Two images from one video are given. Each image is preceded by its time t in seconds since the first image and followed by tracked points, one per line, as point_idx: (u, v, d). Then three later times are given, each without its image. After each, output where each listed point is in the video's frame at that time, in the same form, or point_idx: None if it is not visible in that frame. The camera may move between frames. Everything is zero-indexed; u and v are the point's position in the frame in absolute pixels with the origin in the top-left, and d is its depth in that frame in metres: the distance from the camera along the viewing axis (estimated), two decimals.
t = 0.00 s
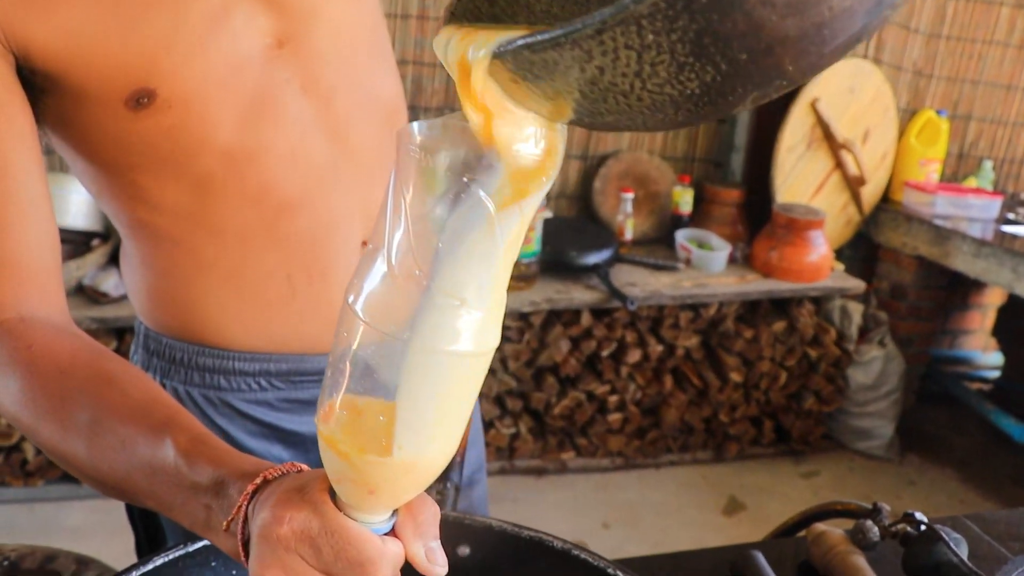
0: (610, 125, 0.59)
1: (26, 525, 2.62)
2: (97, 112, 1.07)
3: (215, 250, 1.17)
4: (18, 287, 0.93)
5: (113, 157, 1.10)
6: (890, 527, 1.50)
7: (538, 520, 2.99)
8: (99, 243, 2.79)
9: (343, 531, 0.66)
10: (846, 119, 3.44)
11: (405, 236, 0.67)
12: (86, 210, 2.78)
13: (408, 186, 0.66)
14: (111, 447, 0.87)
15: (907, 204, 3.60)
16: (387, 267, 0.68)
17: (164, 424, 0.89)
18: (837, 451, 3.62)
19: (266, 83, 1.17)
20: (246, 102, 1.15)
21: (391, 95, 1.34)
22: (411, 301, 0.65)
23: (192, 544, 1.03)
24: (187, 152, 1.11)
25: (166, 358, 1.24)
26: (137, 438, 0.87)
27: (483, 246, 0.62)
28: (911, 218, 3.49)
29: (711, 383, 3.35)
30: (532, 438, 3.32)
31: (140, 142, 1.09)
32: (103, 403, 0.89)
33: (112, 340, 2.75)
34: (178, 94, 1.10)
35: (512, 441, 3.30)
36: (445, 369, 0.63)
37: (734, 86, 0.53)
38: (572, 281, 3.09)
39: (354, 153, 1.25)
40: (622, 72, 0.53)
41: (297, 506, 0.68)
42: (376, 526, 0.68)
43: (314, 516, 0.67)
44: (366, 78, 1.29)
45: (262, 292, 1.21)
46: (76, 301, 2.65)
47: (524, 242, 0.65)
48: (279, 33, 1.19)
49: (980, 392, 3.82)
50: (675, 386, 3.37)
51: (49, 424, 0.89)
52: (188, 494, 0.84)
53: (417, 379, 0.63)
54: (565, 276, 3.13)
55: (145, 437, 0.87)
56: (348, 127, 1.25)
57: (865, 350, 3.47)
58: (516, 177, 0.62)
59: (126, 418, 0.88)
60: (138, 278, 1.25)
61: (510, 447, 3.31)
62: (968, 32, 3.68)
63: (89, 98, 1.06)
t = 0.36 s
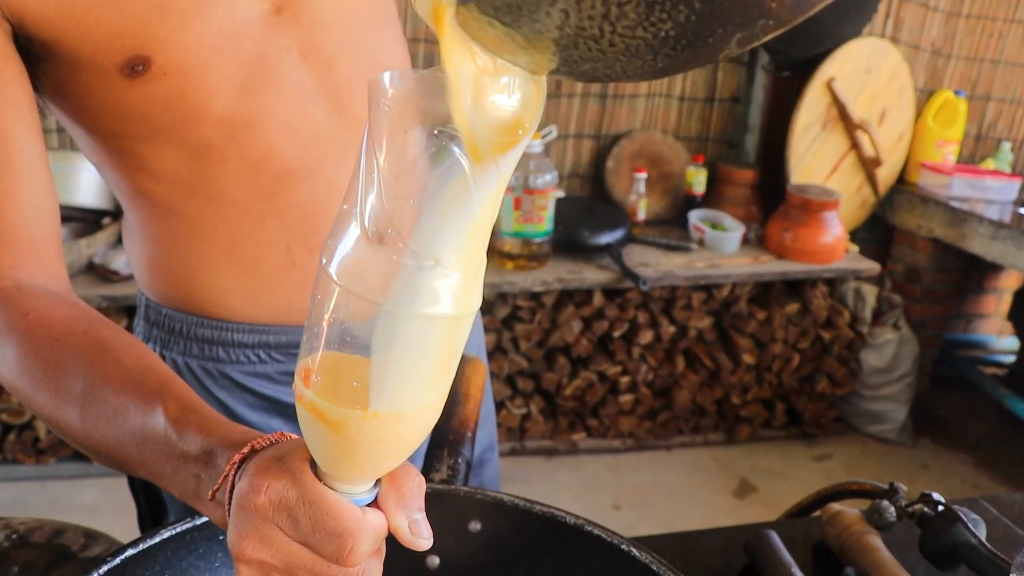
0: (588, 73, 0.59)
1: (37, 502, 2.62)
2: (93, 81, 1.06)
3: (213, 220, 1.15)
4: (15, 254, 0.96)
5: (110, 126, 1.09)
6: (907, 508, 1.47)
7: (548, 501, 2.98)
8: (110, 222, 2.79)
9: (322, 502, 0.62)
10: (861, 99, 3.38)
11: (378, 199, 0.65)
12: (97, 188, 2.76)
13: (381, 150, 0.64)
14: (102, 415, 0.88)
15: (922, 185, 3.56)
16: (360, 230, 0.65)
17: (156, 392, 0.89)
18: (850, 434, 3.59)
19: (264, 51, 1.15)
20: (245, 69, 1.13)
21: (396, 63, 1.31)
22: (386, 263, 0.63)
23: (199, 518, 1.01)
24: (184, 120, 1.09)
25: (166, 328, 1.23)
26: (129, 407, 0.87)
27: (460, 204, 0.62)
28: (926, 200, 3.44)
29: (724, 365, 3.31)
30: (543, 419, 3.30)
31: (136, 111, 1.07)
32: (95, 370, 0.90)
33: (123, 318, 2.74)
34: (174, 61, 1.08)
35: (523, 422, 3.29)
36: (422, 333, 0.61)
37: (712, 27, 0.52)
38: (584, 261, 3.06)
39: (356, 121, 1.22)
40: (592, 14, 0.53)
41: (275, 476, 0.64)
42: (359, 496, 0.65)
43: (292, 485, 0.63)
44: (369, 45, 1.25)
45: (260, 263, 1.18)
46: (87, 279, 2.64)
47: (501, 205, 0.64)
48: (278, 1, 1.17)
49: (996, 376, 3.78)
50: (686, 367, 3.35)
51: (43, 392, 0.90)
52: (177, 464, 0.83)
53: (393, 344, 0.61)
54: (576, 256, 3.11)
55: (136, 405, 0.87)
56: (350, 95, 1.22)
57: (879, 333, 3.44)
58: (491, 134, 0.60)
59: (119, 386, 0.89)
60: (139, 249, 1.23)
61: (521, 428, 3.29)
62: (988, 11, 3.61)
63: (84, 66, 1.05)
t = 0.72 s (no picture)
0: None
1: (63, 473, 2.62)
2: (109, 42, 1.02)
3: (234, 183, 1.11)
4: (39, 218, 0.95)
5: (127, 88, 1.05)
6: (945, 482, 1.43)
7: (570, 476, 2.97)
8: (135, 194, 2.77)
9: (343, 465, 0.60)
10: (891, 72, 3.29)
11: (394, 142, 0.63)
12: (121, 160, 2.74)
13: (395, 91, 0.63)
14: (125, 381, 0.86)
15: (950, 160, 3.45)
16: (376, 176, 0.62)
17: (178, 357, 0.86)
18: (875, 411, 3.55)
19: (283, 10, 1.10)
20: (263, 29, 1.09)
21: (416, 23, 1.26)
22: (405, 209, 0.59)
23: (226, 485, 0.99)
24: (203, 81, 1.05)
25: (186, 295, 1.20)
26: (151, 372, 0.86)
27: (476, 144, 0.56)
28: (956, 174, 3.35)
29: (749, 340, 3.26)
30: (567, 393, 3.28)
31: (155, 72, 1.03)
32: (116, 335, 0.88)
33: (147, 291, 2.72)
34: (191, 21, 1.04)
35: (546, 396, 3.26)
36: (442, 280, 0.56)
37: None
38: (609, 235, 3.02)
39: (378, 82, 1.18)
40: None
41: (296, 439, 0.62)
42: (382, 460, 0.63)
43: (313, 449, 0.61)
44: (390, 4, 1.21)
45: (279, 227, 1.15)
46: (112, 252, 2.62)
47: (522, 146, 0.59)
48: None
49: None
50: (711, 343, 3.30)
51: (64, 356, 0.89)
52: (200, 429, 0.81)
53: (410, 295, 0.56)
54: (600, 230, 3.07)
55: (158, 370, 0.85)
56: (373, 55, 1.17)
57: (905, 310, 3.39)
58: (511, 67, 0.58)
59: (141, 352, 0.87)
60: (160, 214, 1.19)
61: (544, 402, 3.27)
62: None
63: (99, 27, 1.00)
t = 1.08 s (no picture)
0: None
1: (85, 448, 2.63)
2: (132, 9, 0.99)
3: (258, 152, 1.09)
4: (63, 185, 0.94)
5: (151, 55, 1.02)
6: (972, 463, 1.41)
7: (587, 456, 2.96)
8: (155, 171, 2.76)
9: (380, 426, 0.59)
10: (918, 51, 3.20)
11: (432, 90, 0.58)
12: (141, 137, 2.71)
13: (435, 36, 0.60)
14: (152, 346, 0.86)
15: (977, 142, 3.38)
16: (414, 126, 0.58)
17: (205, 324, 0.86)
18: (894, 395, 3.51)
19: None
20: None
21: None
22: (444, 160, 0.56)
23: (250, 453, 0.99)
24: (228, 49, 1.03)
25: (209, 265, 1.19)
26: (179, 338, 0.85)
27: (519, 91, 0.53)
28: (982, 158, 3.27)
29: (770, 323, 3.23)
30: (586, 372, 3.26)
31: (178, 39, 1.01)
32: (142, 301, 0.88)
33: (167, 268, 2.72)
34: None
35: (565, 376, 3.25)
36: (485, 231, 0.54)
37: None
38: (629, 214, 2.99)
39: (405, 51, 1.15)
40: None
41: (330, 400, 0.61)
42: (419, 421, 0.62)
43: (349, 409, 0.60)
44: None
45: (305, 196, 1.13)
46: (133, 229, 2.61)
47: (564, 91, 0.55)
48: None
49: None
50: (731, 324, 3.27)
51: (91, 323, 0.89)
52: (229, 396, 0.80)
53: (455, 250, 0.55)
54: (621, 210, 3.04)
55: (186, 337, 0.85)
56: (400, 23, 1.13)
57: (928, 293, 3.33)
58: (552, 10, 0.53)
59: (168, 318, 0.87)
60: (183, 182, 1.18)
61: (563, 382, 3.25)
62: None
63: None
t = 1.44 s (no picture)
0: None
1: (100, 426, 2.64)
2: None
3: (274, 124, 1.09)
4: (83, 155, 0.94)
5: (167, 28, 1.02)
6: (990, 441, 1.40)
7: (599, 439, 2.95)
8: (169, 152, 2.74)
9: (409, 383, 0.57)
10: (937, 32, 3.15)
11: (469, 41, 0.55)
12: (156, 118, 2.70)
13: None
14: (177, 314, 0.86)
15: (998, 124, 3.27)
16: (448, 78, 0.55)
17: (229, 291, 0.86)
18: (909, 380, 3.47)
19: None
20: None
21: None
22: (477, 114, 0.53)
23: (266, 424, 0.98)
24: (243, 21, 1.02)
25: (225, 237, 1.19)
26: (202, 305, 0.85)
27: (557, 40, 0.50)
28: (1001, 140, 3.21)
29: (783, 306, 3.22)
30: (599, 355, 3.26)
31: (194, 11, 1.00)
32: (166, 270, 0.88)
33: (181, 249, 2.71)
34: None
35: (578, 358, 3.24)
36: (518, 188, 0.52)
37: None
38: (643, 196, 2.97)
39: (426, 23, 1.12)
40: None
41: (360, 358, 0.59)
42: (448, 380, 0.60)
43: (377, 366, 0.58)
44: None
45: (322, 167, 1.12)
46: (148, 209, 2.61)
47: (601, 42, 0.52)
48: None
49: None
50: (745, 307, 3.25)
51: (115, 293, 0.89)
52: (254, 361, 0.80)
53: (488, 205, 0.52)
54: (636, 191, 3.02)
55: (210, 304, 0.85)
56: None
57: (944, 277, 3.27)
58: None
59: (191, 286, 0.87)
60: (199, 154, 1.18)
61: (576, 364, 3.25)
62: None
63: None
